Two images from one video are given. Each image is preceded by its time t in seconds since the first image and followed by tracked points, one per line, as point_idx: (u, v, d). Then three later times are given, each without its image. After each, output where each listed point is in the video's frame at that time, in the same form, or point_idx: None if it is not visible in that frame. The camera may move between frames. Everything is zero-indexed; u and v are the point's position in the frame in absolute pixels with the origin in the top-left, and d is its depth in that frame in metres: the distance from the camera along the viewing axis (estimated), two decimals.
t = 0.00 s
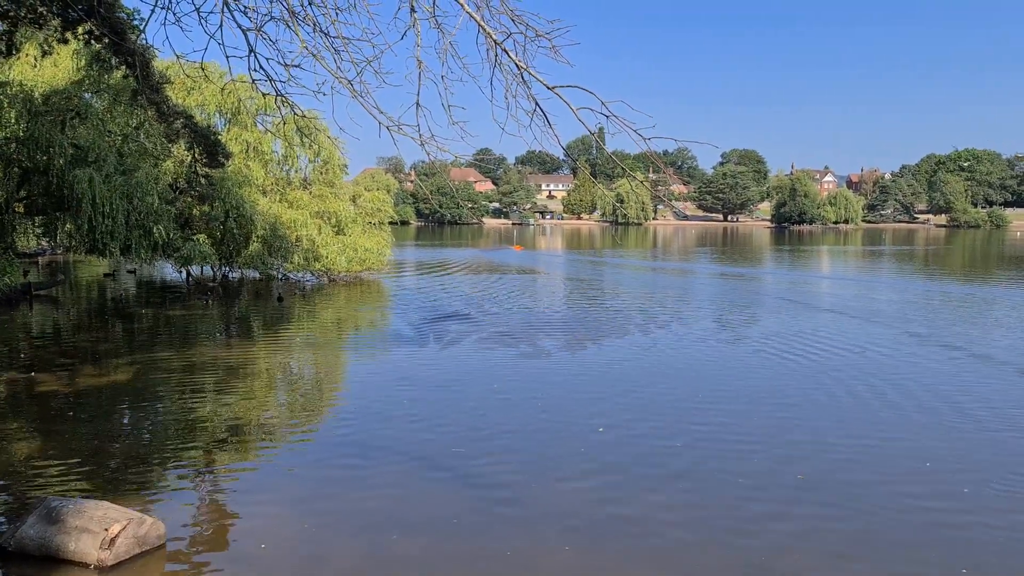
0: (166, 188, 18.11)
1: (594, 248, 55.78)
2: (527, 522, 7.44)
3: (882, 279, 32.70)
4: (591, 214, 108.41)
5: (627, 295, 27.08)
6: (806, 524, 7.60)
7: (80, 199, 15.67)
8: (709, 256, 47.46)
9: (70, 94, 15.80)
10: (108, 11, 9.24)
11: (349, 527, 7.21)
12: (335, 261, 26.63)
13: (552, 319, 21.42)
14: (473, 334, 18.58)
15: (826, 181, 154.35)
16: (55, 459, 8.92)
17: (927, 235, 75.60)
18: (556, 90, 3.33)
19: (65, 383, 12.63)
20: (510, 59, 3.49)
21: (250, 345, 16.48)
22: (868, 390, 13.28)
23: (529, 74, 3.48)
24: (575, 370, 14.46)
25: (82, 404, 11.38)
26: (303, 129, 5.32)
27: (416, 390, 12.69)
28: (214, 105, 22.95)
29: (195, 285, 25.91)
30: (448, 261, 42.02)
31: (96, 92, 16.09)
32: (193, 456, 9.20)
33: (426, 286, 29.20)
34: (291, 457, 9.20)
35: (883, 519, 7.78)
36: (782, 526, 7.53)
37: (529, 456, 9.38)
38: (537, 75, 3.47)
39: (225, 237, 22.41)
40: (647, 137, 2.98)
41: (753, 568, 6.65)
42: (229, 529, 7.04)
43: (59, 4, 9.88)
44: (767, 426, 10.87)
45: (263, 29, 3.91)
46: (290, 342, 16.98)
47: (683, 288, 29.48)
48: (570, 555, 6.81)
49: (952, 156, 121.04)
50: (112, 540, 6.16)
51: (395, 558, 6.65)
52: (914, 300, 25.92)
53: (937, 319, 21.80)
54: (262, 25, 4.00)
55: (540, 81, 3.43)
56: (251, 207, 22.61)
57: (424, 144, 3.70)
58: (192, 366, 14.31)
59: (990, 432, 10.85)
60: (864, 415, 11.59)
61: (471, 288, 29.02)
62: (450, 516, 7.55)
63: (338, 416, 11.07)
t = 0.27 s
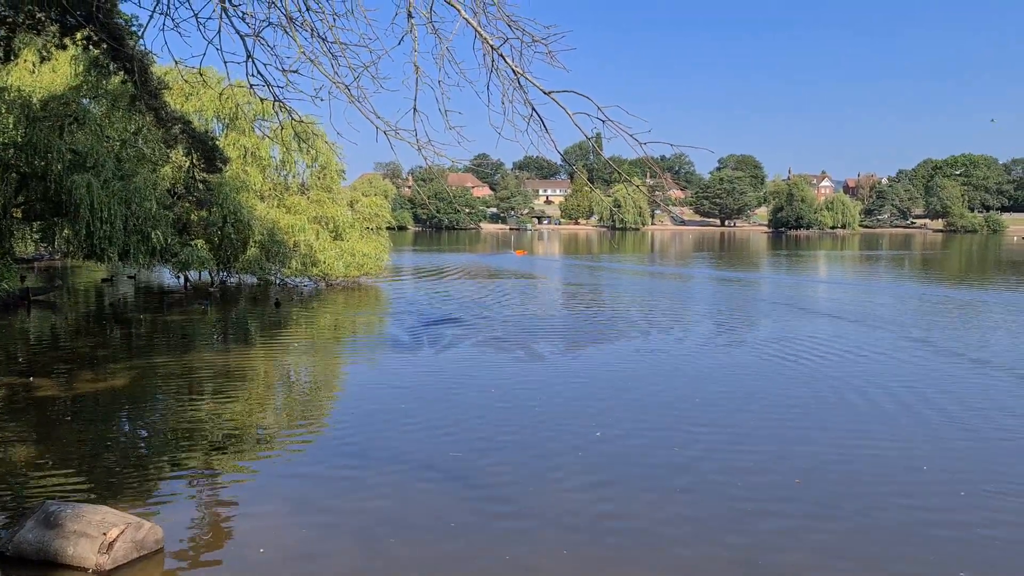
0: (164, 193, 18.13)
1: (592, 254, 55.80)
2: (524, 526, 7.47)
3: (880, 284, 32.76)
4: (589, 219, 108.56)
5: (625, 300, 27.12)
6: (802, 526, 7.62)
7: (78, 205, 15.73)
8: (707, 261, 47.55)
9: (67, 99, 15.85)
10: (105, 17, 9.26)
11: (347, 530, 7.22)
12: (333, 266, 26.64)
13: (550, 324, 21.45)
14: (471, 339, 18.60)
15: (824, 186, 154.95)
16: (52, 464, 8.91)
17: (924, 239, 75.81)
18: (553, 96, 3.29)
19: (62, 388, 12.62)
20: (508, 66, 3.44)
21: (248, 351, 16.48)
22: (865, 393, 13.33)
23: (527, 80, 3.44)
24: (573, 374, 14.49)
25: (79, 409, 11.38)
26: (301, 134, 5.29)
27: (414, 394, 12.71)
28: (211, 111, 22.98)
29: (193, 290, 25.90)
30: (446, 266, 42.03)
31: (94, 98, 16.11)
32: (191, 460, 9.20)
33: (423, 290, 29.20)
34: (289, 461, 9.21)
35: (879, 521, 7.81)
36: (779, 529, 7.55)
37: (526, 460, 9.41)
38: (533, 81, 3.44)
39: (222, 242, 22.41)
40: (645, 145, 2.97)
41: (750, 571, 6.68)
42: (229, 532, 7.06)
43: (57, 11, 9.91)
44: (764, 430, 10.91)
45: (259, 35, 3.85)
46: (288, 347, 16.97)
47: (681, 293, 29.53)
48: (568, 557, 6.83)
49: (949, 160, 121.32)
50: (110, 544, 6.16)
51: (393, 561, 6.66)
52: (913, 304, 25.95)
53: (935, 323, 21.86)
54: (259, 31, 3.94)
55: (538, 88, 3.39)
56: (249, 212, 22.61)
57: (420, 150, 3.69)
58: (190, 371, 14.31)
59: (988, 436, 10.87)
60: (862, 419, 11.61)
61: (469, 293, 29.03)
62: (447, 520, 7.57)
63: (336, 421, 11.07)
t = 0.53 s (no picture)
0: (123, 227, 17.83)
1: (557, 287, 56.15)
2: (488, 563, 7.42)
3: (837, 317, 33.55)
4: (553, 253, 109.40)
5: (589, 334, 27.30)
6: (763, 559, 7.71)
7: (33, 238, 15.41)
8: (670, 295, 48.20)
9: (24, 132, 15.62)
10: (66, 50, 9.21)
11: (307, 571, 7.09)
12: (294, 300, 26.39)
13: (515, 357, 21.48)
14: (437, 374, 18.53)
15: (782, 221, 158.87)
16: None
17: (879, 273, 77.99)
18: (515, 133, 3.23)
19: (12, 426, 12.22)
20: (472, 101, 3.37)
21: (207, 386, 16.17)
22: (823, 425, 13.59)
23: (489, 115, 3.38)
24: (538, 408, 14.52)
25: (29, 448, 11.01)
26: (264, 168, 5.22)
27: (378, 429, 12.60)
28: (172, 143, 22.77)
29: (150, 325, 25.36)
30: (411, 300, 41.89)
31: (52, 130, 15.87)
32: (147, 500, 8.96)
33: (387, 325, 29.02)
34: (248, 499, 9.03)
35: (837, 553, 7.94)
36: (739, 562, 7.63)
37: (491, 495, 9.36)
38: (496, 117, 3.37)
39: (181, 276, 22.04)
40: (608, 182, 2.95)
41: None
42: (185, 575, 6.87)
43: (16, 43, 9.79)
44: (725, 462, 11.04)
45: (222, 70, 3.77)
46: (249, 383, 16.69)
47: (644, 326, 29.85)
48: None
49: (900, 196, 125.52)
50: None
51: None
52: (868, 338, 26.61)
53: (890, 355, 22.44)
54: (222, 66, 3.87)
55: (500, 124, 3.33)
56: (209, 246, 22.33)
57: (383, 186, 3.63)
58: (146, 408, 13.96)
59: (940, 466, 11.17)
60: (819, 450, 11.85)
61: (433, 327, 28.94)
62: (410, 558, 7.48)
63: (298, 458, 10.90)
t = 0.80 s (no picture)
0: (110, 261, 17.80)
1: (547, 322, 56.22)
2: None
3: (825, 353, 33.71)
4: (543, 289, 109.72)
5: (578, 369, 27.30)
6: None
7: (20, 272, 15.34)
8: (659, 330, 48.31)
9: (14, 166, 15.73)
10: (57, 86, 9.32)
11: None
12: (282, 335, 26.27)
13: (505, 393, 21.45)
14: (426, 409, 18.45)
15: (770, 258, 160.28)
16: None
17: (866, 309, 78.61)
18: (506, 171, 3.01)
19: None
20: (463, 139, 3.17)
21: (193, 422, 16.01)
22: (810, 461, 13.62)
23: (480, 155, 3.17)
24: (526, 443, 14.50)
25: (11, 484, 10.88)
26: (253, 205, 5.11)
27: (365, 465, 12.53)
28: (162, 178, 22.85)
29: (136, 360, 25.18)
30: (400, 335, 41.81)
31: (41, 165, 15.98)
32: (129, 537, 8.86)
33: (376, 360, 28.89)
34: (231, 536, 8.93)
35: None
36: None
37: (476, 532, 9.31)
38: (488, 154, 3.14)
39: (169, 311, 21.95)
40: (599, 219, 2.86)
41: None
42: None
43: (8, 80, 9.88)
44: (712, 498, 11.03)
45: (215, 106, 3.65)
46: (236, 419, 16.55)
47: (634, 362, 29.89)
48: None
49: (885, 233, 127.05)
50: None
51: None
52: (856, 373, 26.72)
53: (878, 391, 22.55)
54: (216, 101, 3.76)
55: (491, 162, 3.11)
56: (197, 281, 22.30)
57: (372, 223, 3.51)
58: (131, 444, 13.79)
59: (925, 502, 11.22)
60: (806, 486, 11.87)
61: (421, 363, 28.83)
62: None
63: (284, 493, 10.81)
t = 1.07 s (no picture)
0: (108, 256, 17.76)
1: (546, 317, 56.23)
2: None
3: (824, 347, 33.73)
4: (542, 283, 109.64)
5: (577, 363, 27.31)
6: None
7: (17, 266, 15.17)
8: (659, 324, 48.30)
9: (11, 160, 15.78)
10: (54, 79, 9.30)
11: None
12: (282, 329, 26.25)
13: (504, 387, 21.43)
14: (425, 403, 18.45)
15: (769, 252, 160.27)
16: None
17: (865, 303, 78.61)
18: (504, 164, 3.20)
19: None
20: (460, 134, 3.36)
21: (193, 417, 15.99)
22: (810, 456, 13.62)
23: (479, 149, 3.36)
24: (526, 438, 14.49)
25: (10, 479, 10.86)
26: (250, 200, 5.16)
27: (364, 460, 12.51)
28: (160, 172, 22.82)
29: (135, 355, 25.15)
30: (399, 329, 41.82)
31: (39, 158, 16.12)
32: (128, 532, 8.85)
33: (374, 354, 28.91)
34: (231, 531, 8.92)
35: None
36: None
37: (476, 527, 9.29)
38: (485, 149, 3.37)
39: (167, 305, 21.94)
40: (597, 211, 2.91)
41: None
42: None
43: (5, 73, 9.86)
44: (711, 493, 11.02)
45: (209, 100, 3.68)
46: (235, 413, 16.53)
47: (632, 356, 29.90)
48: None
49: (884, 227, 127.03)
50: None
51: None
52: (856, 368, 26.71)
53: (877, 386, 22.55)
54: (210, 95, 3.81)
55: (489, 156, 3.31)
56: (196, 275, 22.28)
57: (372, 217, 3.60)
58: (130, 439, 13.77)
59: (924, 497, 11.19)
60: (805, 481, 11.87)
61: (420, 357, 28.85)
62: None
63: (283, 488, 10.79)
